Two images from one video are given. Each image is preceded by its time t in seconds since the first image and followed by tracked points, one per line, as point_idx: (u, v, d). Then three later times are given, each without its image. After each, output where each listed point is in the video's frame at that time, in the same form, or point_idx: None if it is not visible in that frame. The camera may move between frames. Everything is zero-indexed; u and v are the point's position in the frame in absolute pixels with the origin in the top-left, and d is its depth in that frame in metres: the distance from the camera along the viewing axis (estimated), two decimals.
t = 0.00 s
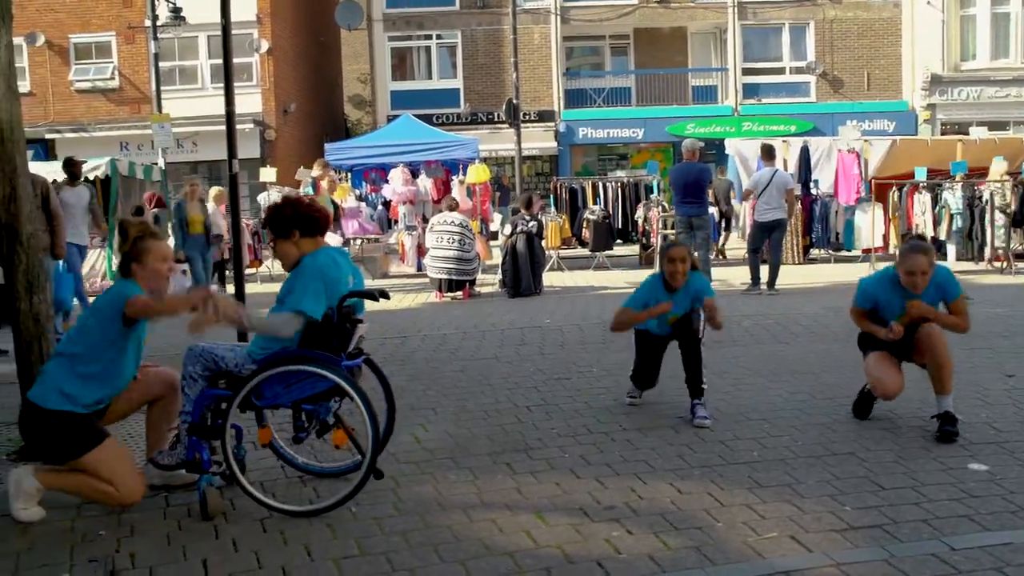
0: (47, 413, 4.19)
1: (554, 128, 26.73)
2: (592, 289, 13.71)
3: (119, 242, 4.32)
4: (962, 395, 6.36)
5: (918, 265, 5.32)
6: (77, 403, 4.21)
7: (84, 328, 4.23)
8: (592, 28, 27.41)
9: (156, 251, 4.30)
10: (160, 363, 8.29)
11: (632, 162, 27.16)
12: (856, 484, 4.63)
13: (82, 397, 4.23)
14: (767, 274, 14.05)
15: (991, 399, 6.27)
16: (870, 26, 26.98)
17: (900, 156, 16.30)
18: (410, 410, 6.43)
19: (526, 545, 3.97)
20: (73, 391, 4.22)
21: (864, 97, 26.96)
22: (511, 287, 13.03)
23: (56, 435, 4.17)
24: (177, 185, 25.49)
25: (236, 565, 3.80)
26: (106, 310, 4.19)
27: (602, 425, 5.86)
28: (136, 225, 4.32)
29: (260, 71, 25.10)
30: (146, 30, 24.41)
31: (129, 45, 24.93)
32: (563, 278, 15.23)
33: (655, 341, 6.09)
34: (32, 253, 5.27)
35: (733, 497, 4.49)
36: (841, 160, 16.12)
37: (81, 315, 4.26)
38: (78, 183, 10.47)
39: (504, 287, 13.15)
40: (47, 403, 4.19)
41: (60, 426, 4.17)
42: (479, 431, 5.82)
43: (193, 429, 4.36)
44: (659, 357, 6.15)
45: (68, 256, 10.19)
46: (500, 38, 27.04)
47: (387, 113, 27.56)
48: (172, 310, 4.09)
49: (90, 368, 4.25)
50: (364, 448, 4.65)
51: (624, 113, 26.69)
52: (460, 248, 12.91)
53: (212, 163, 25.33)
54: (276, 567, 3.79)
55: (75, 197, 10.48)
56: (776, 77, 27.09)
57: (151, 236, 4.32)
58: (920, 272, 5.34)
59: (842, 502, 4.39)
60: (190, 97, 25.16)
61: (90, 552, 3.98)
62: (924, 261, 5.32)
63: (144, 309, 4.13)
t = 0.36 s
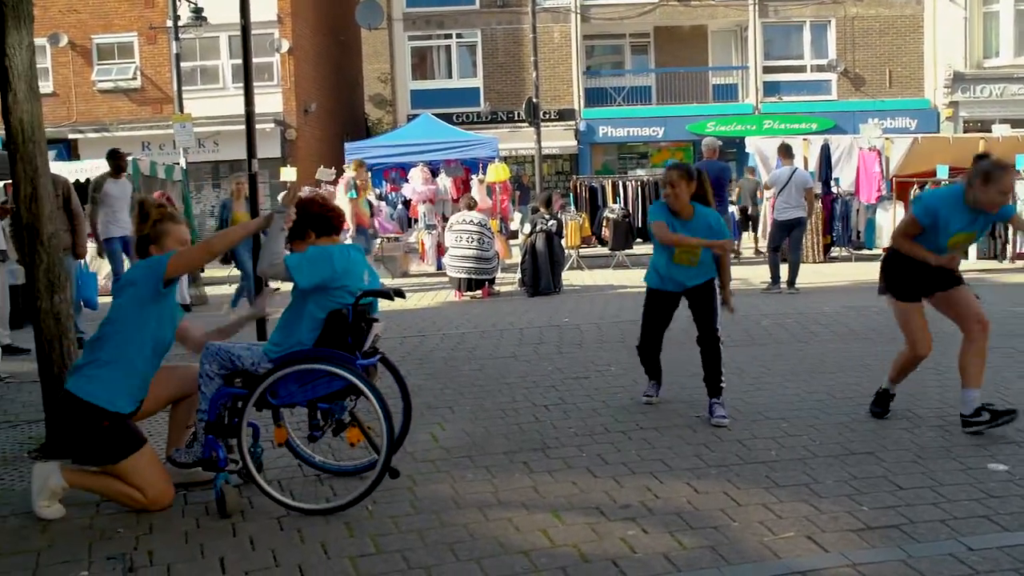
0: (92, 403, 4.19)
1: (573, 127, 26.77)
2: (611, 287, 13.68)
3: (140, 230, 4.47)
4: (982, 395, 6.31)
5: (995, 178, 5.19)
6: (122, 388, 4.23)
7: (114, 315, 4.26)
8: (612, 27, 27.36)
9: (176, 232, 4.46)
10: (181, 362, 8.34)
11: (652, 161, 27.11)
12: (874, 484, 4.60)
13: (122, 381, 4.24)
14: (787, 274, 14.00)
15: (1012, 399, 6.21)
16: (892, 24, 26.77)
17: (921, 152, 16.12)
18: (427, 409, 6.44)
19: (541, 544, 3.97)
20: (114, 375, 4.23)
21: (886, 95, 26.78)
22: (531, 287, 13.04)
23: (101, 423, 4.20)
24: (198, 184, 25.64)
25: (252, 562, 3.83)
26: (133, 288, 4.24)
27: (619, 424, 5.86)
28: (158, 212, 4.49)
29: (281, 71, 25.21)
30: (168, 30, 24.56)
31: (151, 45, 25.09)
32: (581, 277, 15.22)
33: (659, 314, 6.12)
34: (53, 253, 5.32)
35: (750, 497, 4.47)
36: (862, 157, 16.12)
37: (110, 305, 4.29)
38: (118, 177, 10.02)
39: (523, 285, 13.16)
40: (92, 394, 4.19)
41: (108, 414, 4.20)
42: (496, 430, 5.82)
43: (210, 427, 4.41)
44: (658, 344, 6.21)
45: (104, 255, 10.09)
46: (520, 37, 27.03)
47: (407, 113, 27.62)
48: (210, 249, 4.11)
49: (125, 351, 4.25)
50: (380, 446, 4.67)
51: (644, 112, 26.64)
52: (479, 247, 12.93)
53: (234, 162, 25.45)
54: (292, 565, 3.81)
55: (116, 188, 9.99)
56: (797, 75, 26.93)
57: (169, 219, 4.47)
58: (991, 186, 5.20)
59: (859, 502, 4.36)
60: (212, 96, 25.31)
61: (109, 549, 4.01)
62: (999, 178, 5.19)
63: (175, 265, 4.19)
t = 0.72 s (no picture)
0: (121, 401, 4.23)
1: (583, 130, 26.82)
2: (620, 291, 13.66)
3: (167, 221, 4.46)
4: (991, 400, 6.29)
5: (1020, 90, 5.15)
6: (151, 386, 4.28)
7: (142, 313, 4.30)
8: (623, 30, 27.37)
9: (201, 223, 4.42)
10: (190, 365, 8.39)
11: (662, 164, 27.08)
12: (880, 488, 4.60)
13: (150, 378, 4.28)
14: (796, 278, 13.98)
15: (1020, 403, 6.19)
16: (901, 27, 26.69)
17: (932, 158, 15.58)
18: (434, 412, 6.46)
19: (546, 547, 3.98)
20: (143, 372, 4.28)
21: (896, 98, 26.71)
22: (539, 290, 13.03)
23: (126, 419, 4.23)
24: (208, 188, 25.73)
25: (259, 565, 3.85)
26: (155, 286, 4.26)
27: (626, 428, 5.86)
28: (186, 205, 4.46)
29: (291, 74, 25.27)
30: (179, 34, 24.66)
31: (162, 49, 25.19)
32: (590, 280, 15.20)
33: (632, 319, 5.99)
34: (63, 256, 5.34)
35: (755, 501, 4.47)
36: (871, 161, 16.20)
37: (138, 302, 4.33)
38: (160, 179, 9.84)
39: (532, 289, 13.15)
40: (122, 391, 4.25)
41: (136, 412, 4.24)
42: (503, 434, 5.83)
43: (221, 430, 4.43)
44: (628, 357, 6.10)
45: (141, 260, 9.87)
46: (530, 41, 27.04)
47: (417, 116, 27.66)
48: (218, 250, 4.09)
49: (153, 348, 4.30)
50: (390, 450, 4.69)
51: (653, 115, 26.64)
52: (488, 250, 12.93)
53: (244, 166, 25.53)
54: (298, 567, 3.83)
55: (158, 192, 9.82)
56: (807, 78, 26.95)
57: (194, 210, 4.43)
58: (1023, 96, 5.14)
59: (865, 506, 4.36)
60: (223, 100, 25.44)
61: (116, 550, 4.04)
62: None
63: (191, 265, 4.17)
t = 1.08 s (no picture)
0: (122, 392, 4.26)
1: (581, 123, 26.81)
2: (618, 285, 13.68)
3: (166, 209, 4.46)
4: (985, 393, 6.32)
5: (964, 87, 5.42)
6: (150, 378, 4.29)
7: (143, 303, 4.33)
8: (621, 22, 27.35)
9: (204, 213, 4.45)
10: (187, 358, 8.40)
11: (660, 157, 27.09)
12: (874, 481, 4.63)
13: (151, 369, 4.29)
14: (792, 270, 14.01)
15: (1015, 397, 6.22)
16: (899, 20, 26.60)
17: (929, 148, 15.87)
18: (431, 405, 6.48)
19: (543, 540, 4.01)
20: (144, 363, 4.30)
21: (895, 92, 26.69)
22: (537, 283, 13.10)
23: (123, 411, 4.25)
24: (206, 180, 25.72)
25: (258, 557, 3.87)
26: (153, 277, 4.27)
27: (622, 421, 5.89)
28: (187, 192, 4.48)
29: (289, 67, 25.25)
30: (177, 26, 24.64)
31: (160, 41, 25.17)
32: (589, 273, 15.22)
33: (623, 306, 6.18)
34: (61, 250, 5.36)
35: (750, 494, 4.50)
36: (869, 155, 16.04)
37: (137, 293, 4.35)
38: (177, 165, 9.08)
39: (529, 282, 13.20)
40: (123, 382, 4.27)
41: (134, 403, 4.25)
42: (499, 427, 5.86)
43: (218, 424, 4.46)
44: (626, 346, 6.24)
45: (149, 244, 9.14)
46: (528, 33, 27.01)
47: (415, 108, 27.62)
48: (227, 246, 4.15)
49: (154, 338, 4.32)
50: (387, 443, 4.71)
51: (651, 108, 26.66)
52: (486, 244, 12.93)
53: (242, 158, 25.51)
54: (297, 559, 3.85)
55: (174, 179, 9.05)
56: (805, 71, 26.88)
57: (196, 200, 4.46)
58: (979, 87, 5.37)
59: (859, 499, 4.39)
60: (220, 93, 25.41)
61: (116, 543, 4.07)
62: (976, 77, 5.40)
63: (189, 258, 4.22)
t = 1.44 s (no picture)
0: (86, 392, 4.26)
1: (557, 116, 26.83)
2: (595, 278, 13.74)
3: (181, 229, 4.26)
4: (960, 386, 6.42)
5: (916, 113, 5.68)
6: (119, 386, 4.30)
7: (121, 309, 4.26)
8: (597, 15, 27.40)
9: (209, 253, 4.25)
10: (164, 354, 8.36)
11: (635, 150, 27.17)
12: (850, 474, 4.71)
13: (116, 376, 4.30)
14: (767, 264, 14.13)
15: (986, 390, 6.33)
16: (873, 14, 26.80)
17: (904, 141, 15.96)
18: (412, 400, 6.51)
19: (526, 534, 4.05)
20: (109, 366, 4.29)
21: (868, 85, 26.93)
22: (514, 277, 13.15)
23: (91, 411, 4.26)
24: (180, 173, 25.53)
25: (242, 554, 3.89)
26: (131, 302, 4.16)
27: (602, 415, 5.94)
28: (207, 222, 4.28)
29: (264, 59, 25.10)
30: (150, 18, 24.42)
31: (133, 33, 24.95)
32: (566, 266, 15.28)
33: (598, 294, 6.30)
34: (39, 246, 5.33)
35: (729, 487, 4.57)
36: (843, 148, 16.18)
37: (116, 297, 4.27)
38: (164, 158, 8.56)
39: (507, 276, 13.25)
40: (89, 385, 4.27)
41: (100, 406, 4.26)
42: (480, 422, 5.89)
43: (203, 421, 4.46)
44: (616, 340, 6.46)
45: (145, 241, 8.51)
46: (504, 26, 27.01)
47: (391, 101, 27.54)
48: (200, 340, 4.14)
49: (123, 346, 4.28)
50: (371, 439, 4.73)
51: (627, 101, 26.74)
52: (463, 237, 12.96)
53: (217, 151, 25.35)
54: (281, 556, 3.87)
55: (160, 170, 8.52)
56: (780, 65, 27.04)
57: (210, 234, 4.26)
58: (932, 111, 5.61)
59: (835, 492, 4.47)
60: (194, 85, 25.22)
61: (100, 541, 4.07)
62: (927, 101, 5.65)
63: (153, 330, 4.12)
